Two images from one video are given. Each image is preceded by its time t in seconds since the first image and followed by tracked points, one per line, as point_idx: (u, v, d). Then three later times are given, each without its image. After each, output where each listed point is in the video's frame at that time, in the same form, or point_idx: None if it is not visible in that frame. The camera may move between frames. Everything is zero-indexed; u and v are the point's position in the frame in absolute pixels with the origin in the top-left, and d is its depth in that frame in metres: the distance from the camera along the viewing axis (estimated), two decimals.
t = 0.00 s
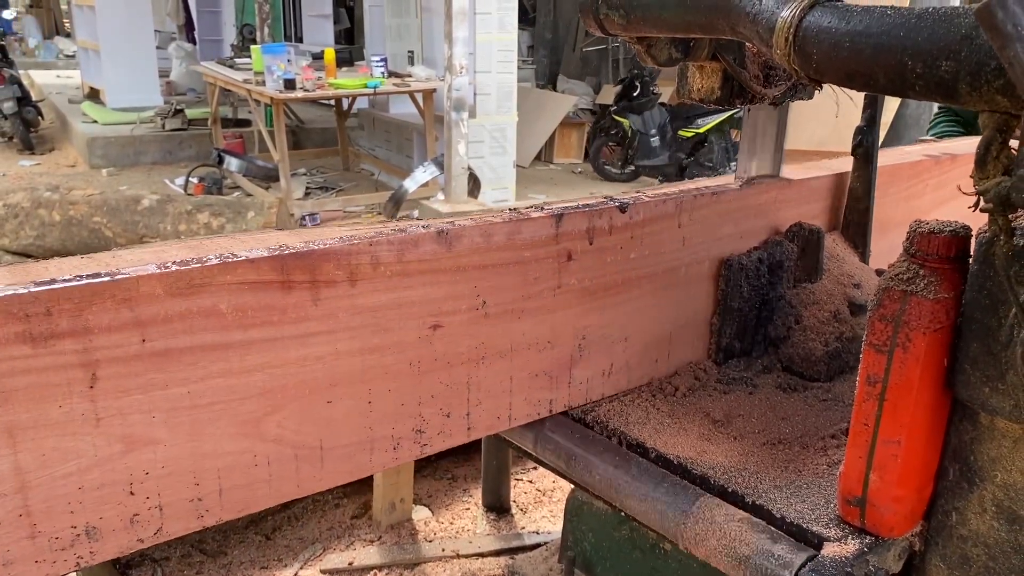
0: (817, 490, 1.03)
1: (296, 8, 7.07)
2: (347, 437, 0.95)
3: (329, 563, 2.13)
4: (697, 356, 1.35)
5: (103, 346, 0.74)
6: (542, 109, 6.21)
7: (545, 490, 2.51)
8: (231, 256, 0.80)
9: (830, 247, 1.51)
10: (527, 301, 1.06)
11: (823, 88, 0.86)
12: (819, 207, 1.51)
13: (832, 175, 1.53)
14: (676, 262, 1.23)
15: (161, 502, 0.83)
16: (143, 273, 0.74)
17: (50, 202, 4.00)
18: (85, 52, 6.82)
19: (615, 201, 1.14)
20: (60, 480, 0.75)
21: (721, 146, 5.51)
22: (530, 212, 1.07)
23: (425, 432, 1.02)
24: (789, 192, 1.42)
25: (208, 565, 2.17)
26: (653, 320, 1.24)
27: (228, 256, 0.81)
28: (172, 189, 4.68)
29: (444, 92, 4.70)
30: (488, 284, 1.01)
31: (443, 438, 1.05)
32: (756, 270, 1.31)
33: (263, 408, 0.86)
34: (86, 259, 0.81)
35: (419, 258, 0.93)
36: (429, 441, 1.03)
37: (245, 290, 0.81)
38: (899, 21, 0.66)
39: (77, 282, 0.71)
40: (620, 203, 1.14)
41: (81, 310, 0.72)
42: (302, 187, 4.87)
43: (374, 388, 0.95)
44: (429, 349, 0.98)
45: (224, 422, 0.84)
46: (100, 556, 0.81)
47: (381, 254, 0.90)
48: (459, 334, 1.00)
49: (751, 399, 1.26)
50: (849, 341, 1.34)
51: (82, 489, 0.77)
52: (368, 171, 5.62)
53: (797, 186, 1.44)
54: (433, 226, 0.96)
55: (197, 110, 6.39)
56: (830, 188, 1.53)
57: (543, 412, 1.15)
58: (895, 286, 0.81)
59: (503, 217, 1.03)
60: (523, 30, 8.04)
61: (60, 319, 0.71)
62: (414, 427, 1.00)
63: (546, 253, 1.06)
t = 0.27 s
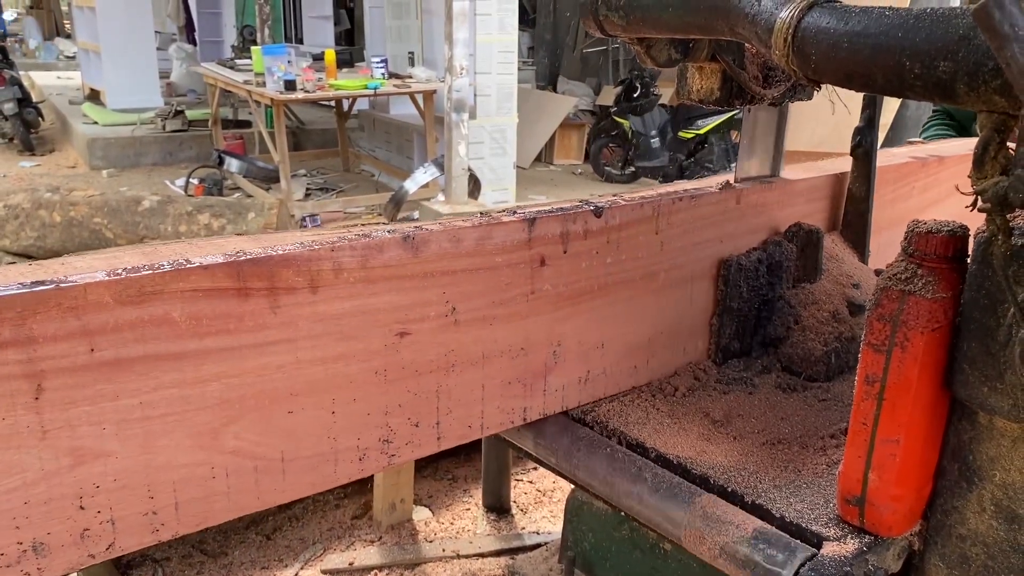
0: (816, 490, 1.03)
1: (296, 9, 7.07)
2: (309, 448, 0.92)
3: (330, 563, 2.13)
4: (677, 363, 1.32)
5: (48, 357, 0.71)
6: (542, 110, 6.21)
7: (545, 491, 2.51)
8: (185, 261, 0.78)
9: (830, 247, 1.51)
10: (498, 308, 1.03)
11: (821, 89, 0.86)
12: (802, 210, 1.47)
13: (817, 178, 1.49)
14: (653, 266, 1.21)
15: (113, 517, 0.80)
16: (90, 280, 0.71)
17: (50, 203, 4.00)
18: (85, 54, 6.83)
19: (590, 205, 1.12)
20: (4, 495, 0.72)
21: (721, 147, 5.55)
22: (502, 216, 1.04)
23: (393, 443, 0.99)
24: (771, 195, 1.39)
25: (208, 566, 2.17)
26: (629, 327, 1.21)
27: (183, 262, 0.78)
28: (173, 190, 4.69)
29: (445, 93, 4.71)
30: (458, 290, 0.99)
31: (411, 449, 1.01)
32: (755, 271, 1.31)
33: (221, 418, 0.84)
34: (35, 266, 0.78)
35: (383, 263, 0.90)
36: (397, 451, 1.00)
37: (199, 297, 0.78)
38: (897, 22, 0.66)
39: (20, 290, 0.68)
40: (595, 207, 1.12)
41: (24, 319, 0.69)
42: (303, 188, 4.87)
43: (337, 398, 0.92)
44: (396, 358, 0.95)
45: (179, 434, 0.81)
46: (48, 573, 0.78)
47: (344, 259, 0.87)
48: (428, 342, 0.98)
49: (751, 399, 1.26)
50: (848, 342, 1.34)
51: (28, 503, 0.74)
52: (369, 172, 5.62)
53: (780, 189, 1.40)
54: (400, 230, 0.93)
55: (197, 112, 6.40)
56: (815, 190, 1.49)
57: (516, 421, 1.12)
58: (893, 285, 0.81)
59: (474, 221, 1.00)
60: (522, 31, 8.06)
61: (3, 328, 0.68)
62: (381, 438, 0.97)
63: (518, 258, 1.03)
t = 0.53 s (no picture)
0: (818, 491, 1.03)
1: (297, 11, 7.09)
2: (265, 461, 0.91)
3: (330, 565, 2.13)
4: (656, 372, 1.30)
5: None
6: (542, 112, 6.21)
7: (546, 492, 2.51)
8: (133, 270, 0.76)
9: (830, 249, 1.52)
10: (466, 317, 1.02)
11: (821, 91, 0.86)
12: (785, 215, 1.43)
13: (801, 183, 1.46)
14: (629, 273, 1.19)
15: (59, 532, 0.78)
16: (31, 290, 0.70)
17: (51, 205, 4.01)
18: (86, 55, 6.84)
19: (562, 210, 1.10)
20: None
21: (721, 148, 5.54)
22: (468, 223, 1.02)
23: (355, 455, 0.98)
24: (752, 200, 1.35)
25: (209, 567, 2.18)
26: (603, 335, 1.19)
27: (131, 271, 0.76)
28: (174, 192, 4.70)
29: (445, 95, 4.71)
30: (423, 298, 0.97)
31: (376, 461, 1.00)
32: (756, 272, 1.31)
33: (173, 431, 0.82)
34: None
35: (343, 272, 0.89)
36: (360, 464, 0.99)
37: (148, 307, 0.77)
38: (898, 24, 0.66)
39: None
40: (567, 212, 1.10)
41: None
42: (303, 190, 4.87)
43: (295, 409, 0.90)
44: (357, 368, 0.94)
45: (128, 446, 0.80)
46: None
47: (301, 267, 0.85)
48: (391, 352, 0.96)
49: (752, 401, 1.26)
50: (849, 343, 1.34)
51: None
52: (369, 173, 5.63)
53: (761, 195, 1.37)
54: (360, 238, 0.92)
55: (198, 113, 6.41)
56: (799, 195, 1.46)
57: (485, 431, 1.10)
58: (893, 287, 0.81)
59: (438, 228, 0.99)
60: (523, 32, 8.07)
61: None
62: (342, 450, 0.96)
63: (485, 266, 1.02)
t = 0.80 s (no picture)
0: (820, 492, 1.03)
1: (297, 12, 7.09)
2: (212, 478, 0.85)
3: (331, 566, 2.13)
4: (628, 382, 1.25)
5: None
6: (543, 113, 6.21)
7: (547, 493, 2.51)
8: (66, 279, 0.72)
9: (832, 250, 1.51)
10: (428, 325, 0.96)
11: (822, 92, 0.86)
12: (763, 221, 1.38)
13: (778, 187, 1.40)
14: (601, 280, 1.13)
15: None
16: None
17: (52, 206, 4.00)
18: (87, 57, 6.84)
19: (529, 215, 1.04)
20: None
21: (721, 150, 5.50)
22: (431, 228, 0.97)
23: (309, 470, 0.92)
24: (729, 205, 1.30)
25: (210, 568, 2.17)
26: (574, 344, 1.13)
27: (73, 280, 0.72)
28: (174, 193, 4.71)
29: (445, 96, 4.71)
30: (380, 306, 0.91)
31: (331, 477, 0.95)
32: (757, 273, 1.31)
33: (110, 447, 0.77)
34: None
35: (293, 280, 0.84)
36: (314, 479, 0.93)
37: (83, 317, 0.72)
38: (900, 25, 0.66)
39: None
40: (535, 218, 1.04)
41: None
42: (304, 191, 4.87)
43: (242, 424, 0.85)
44: (310, 381, 0.89)
45: (62, 464, 0.75)
46: None
47: (247, 275, 0.80)
48: (346, 364, 0.91)
49: (753, 402, 1.26)
50: (850, 344, 1.34)
51: None
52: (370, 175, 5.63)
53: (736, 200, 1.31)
54: (313, 244, 0.86)
55: (198, 114, 6.41)
56: (776, 201, 1.40)
57: (448, 445, 1.04)
58: (896, 288, 0.81)
59: (399, 233, 0.93)
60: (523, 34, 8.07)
61: None
62: (295, 465, 0.91)
63: (450, 273, 0.96)
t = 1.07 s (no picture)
0: (820, 494, 1.03)
1: (298, 14, 7.11)
2: (151, 499, 0.80)
3: (333, 568, 2.13)
4: (598, 394, 1.20)
5: None
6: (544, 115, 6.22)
7: (549, 495, 2.51)
8: None
9: (832, 252, 1.52)
10: (383, 338, 0.91)
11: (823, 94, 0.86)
12: (738, 229, 1.32)
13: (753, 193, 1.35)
14: (569, 289, 1.08)
15: None
16: None
17: (54, 208, 3.81)
18: (87, 59, 6.85)
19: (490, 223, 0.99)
20: None
21: (722, 151, 5.54)
22: (387, 237, 0.92)
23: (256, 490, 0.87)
24: (704, 211, 1.25)
25: (212, 571, 2.17)
26: (541, 355, 1.08)
27: None
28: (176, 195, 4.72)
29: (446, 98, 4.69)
30: (331, 318, 0.86)
31: (280, 497, 0.90)
32: (758, 275, 1.31)
33: (38, 468, 0.73)
34: None
35: (234, 293, 0.79)
36: (261, 499, 0.88)
37: (5, 331, 0.67)
38: (900, 28, 0.67)
39: None
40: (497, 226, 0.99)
41: None
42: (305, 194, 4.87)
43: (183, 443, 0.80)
44: (256, 398, 0.84)
45: None
46: None
47: (185, 287, 0.75)
48: (294, 379, 0.86)
49: (755, 404, 1.26)
50: (851, 346, 1.34)
51: None
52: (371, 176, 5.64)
53: (712, 206, 1.26)
54: (258, 254, 0.81)
55: (199, 116, 6.42)
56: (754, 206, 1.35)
57: (407, 461, 0.98)
58: (895, 290, 0.82)
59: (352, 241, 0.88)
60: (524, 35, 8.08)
61: None
62: (240, 484, 0.86)
63: (407, 282, 0.91)
